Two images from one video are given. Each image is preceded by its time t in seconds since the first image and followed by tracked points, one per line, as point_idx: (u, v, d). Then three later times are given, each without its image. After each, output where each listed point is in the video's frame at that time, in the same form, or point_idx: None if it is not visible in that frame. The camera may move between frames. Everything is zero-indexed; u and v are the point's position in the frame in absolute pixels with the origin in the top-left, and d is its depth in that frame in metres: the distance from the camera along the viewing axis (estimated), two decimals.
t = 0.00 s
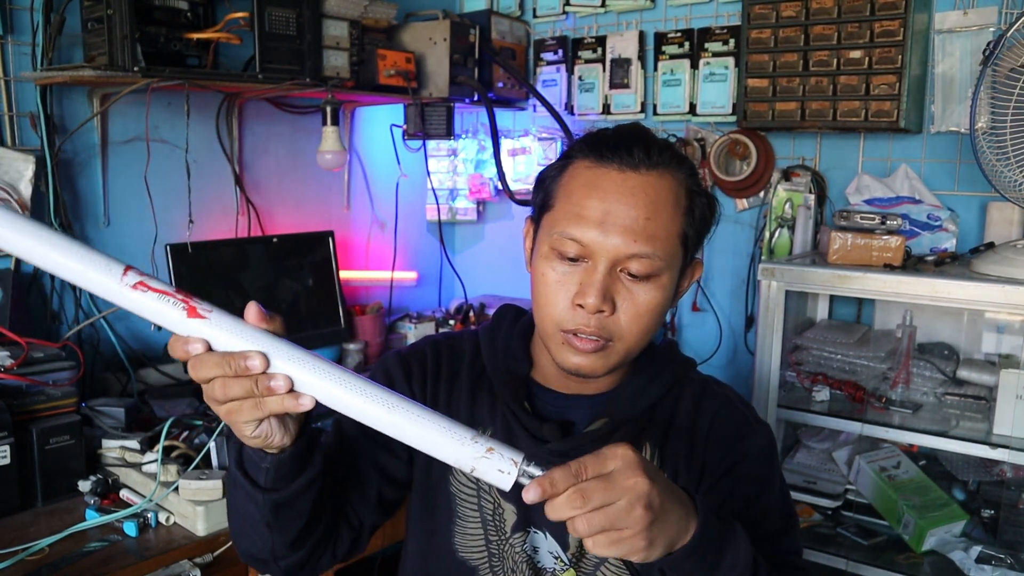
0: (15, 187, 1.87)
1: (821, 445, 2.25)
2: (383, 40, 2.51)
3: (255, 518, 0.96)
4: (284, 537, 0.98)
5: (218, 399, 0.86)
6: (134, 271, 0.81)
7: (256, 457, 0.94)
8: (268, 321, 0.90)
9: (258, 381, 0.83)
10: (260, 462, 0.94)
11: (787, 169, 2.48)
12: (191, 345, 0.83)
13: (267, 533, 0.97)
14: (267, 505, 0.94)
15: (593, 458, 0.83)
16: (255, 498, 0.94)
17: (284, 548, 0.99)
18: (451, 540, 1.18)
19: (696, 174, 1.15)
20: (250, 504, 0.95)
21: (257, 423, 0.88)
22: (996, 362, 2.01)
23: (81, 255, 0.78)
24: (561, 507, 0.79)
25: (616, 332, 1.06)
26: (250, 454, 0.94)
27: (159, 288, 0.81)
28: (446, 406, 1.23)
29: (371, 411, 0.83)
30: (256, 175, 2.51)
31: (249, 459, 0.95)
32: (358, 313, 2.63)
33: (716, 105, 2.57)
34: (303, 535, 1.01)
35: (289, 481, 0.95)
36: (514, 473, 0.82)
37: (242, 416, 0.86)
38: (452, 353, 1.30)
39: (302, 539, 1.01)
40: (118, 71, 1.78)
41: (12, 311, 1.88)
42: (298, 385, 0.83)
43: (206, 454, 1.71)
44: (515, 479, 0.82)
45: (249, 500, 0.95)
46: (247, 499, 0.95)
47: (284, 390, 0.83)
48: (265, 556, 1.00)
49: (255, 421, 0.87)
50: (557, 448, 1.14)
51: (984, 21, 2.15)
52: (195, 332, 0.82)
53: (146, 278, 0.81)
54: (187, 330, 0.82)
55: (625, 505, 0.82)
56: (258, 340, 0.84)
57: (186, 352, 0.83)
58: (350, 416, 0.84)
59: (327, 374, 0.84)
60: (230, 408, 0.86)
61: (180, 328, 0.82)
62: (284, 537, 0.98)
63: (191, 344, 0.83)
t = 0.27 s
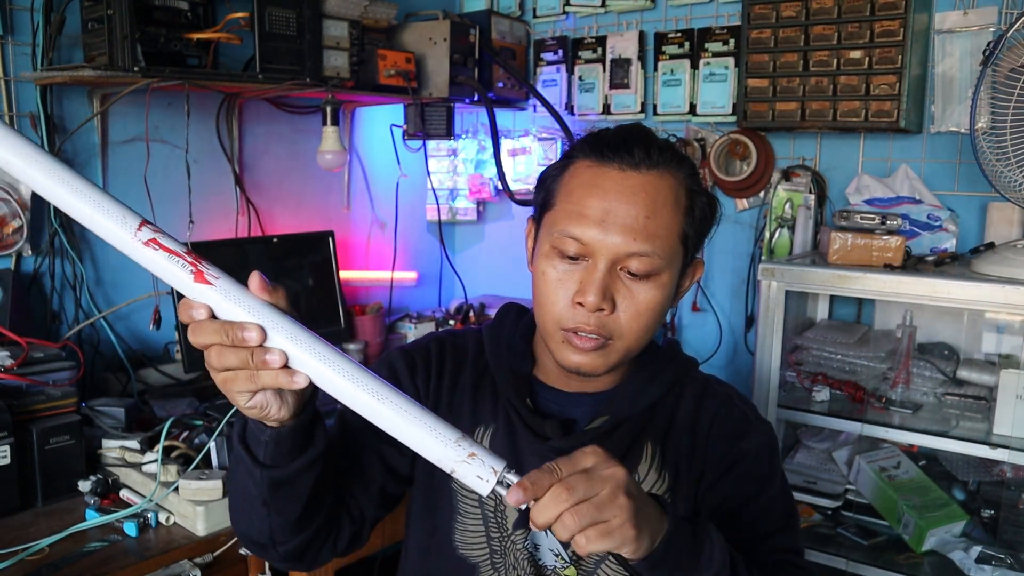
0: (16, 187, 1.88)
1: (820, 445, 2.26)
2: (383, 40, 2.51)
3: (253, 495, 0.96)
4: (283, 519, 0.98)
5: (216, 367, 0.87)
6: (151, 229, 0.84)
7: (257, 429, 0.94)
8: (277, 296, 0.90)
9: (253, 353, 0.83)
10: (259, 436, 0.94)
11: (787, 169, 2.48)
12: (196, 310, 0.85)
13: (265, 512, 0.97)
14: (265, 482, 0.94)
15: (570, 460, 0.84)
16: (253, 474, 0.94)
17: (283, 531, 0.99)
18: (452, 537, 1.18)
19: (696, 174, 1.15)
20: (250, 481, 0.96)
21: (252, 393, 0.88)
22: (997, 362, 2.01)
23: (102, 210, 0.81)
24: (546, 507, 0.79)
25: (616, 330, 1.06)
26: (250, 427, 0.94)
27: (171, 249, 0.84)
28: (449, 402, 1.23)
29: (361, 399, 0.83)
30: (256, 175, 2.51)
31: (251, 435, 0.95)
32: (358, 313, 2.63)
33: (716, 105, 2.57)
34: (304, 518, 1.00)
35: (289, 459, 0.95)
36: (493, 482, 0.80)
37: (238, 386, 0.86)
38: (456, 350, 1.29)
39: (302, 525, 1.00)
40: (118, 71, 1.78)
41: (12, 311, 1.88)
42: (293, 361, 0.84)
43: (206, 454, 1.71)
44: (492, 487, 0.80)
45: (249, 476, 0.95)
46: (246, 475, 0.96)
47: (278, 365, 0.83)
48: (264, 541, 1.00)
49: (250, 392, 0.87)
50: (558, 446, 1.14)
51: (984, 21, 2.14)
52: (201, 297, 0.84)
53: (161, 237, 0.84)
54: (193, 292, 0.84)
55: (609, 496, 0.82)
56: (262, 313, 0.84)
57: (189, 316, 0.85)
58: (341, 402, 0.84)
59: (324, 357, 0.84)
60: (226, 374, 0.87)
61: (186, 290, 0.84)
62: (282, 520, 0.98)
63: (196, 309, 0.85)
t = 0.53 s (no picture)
0: (15, 187, 1.87)
1: (820, 444, 2.26)
2: (383, 40, 2.51)
3: (262, 512, 0.96)
4: (296, 532, 0.98)
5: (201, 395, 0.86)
6: (120, 265, 0.84)
7: (257, 446, 0.94)
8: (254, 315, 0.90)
9: (237, 376, 0.83)
10: (260, 451, 0.94)
11: (787, 169, 2.48)
12: (175, 340, 0.84)
13: (277, 528, 0.97)
14: (273, 496, 0.94)
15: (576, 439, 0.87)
16: (260, 489, 0.94)
17: (299, 544, 0.99)
18: (453, 537, 1.18)
19: (697, 173, 1.15)
20: (258, 498, 0.96)
21: (241, 413, 0.87)
22: (997, 362, 2.01)
23: (71, 248, 0.81)
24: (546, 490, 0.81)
25: (617, 328, 1.06)
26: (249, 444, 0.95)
27: (143, 283, 0.84)
28: (451, 402, 1.23)
29: (351, 407, 0.83)
30: (256, 175, 2.51)
31: (253, 453, 0.96)
32: (358, 313, 2.63)
33: (716, 105, 2.57)
34: (317, 531, 1.00)
35: (295, 471, 0.95)
36: (488, 474, 0.81)
37: (227, 409, 0.86)
38: (457, 351, 1.29)
39: (315, 539, 1.00)
40: (118, 71, 1.78)
41: (12, 310, 1.88)
42: (278, 379, 0.84)
43: (206, 454, 1.71)
44: (491, 478, 0.81)
45: (256, 492, 0.95)
46: (253, 493, 0.96)
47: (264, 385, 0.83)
48: (281, 557, 1.00)
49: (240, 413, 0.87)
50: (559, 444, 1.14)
51: (985, 21, 2.15)
52: (178, 326, 0.84)
53: (131, 272, 0.84)
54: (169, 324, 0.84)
55: (611, 481, 0.84)
56: (239, 334, 0.84)
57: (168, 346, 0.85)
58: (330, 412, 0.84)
59: (307, 370, 0.84)
60: (214, 400, 0.86)
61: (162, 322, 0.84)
62: (295, 534, 0.98)
63: (174, 340, 0.84)
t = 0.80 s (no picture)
0: (16, 187, 1.87)
1: (820, 444, 2.25)
2: (383, 40, 2.51)
3: (265, 517, 0.96)
4: (299, 537, 0.98)
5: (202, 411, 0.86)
6: (113, 278, 0.81)
7: (259, 453, 0.94)
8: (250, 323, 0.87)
9: (238, 394, 0.82)
10: (262, 458, 0.94)
11: (787, 169, 2.48)
12: (173, 355, 0.83)
13: (280, 533, 0.97)
14: (276, 502, 0.94)
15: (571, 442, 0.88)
16: (263, 495, 0.95)
17: (302, 548, 0.99)
18: (453, 537, 1.18)
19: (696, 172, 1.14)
20: (261, 504, 0.96)
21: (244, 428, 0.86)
22: (997, 362, 2.01)
23: (62, 263, 0.79)
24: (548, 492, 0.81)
25: (616, 327, 1.06)
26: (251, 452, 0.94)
27: (138, 298, 0.81)
28: (451, 402, 1.23)
29: (352, 421, 0.82)
30: (256, 175, 2.50)
31: (255, 459, 0.95)
32: (358, 313, 2.63)
33: (716, 105, 2.57)
34: (319, 536, 1.00)
35: (297, 476, 0.96)
36: (491, 488, 0.81)
37: (229, 426, 0.85)
38: (457, 350, 1.29)
39: (318, 543, 1.00)
40: (118, 71, 1.78)
41: (12, 311, 1.88)
42: (279, 393, 0.83)
43: (206, 454, 1.71)
44: (493, 491, 0.80)
45: (258, 499, 0.95)
46: (256, 499, 0.96)
47: (265, 401, 0.83)
48: (285, 561, 1.00)
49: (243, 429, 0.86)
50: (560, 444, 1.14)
51: (984, 21, 2.15)
52: (175, 341, 0.82)
53: (124, 286, 0.81)
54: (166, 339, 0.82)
55: (612, 473, 0.85)
56: (237, 347, 0.82)
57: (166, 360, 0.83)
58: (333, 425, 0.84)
59: (308, 384, 0.82)
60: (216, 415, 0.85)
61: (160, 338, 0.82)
62: (297, 539, 0.98)
63: (172, 355, 0.83)
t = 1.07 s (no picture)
0: (16, 187, 1.87)
1: (820, 444, 2.26)
2: (383, 40, 2.51)
3: (270, 520, 0.96)
4: (304, 540, 0.98)
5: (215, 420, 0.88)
6: (117, 292, 0.81)
7: (265, 459, 0.94)
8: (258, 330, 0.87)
9: (247, 408, 0.84)
10: (269, 463, 0.94)
11: (787, 169, 2.48)
12: (181, 368, 0.83)
13: (285, 536, 0.97)
14: (282, 506, 0.95)
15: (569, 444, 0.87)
16: (269, 499, 0.95)
17: (306, 551, 0.99)
18: (453, 537, 1.18)
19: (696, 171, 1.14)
20: (265, 508, 0.96)
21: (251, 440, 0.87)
22: (997, 362, 2.01)
23: (66, 283, 0.79)
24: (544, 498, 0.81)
25: (616, 322, 1.05)
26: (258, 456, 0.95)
27: (143, 314, 0.81)
28: (451, 402, 1.23)
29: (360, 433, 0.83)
30: (256, 175, 2.51)
31: (260, 463, 0.95)
32: (358, 313, 2.63)
33: (716, 105, 2.57)
34: (323, 538, 1.01)
35: (303, 481, 0.96)
36: (499, 500, 0.81)
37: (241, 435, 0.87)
38: (456, 351, 1.29)
39: (321, 547, 1.00)
40: (118, 71, 1.78)
41: (12, 310, 1.88)
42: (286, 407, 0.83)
43: (206, 454, 1.71)
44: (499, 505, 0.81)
45: (264, 502, 0.95)
46: (260, 502, 0.96)
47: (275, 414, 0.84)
48: (289, 564, 1.00)
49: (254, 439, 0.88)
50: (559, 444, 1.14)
51: (984, 21, 2.14)
52: (182, 356, 0.82)
53: (129, 301, 0.81)
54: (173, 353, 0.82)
55: (607, 478, 0.84)
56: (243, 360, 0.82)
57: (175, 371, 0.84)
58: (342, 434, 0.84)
59: (315, 399, 0.82)
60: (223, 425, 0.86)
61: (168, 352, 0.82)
62: (302, 542, 0.98)
63: (180, 367, 0.83)
